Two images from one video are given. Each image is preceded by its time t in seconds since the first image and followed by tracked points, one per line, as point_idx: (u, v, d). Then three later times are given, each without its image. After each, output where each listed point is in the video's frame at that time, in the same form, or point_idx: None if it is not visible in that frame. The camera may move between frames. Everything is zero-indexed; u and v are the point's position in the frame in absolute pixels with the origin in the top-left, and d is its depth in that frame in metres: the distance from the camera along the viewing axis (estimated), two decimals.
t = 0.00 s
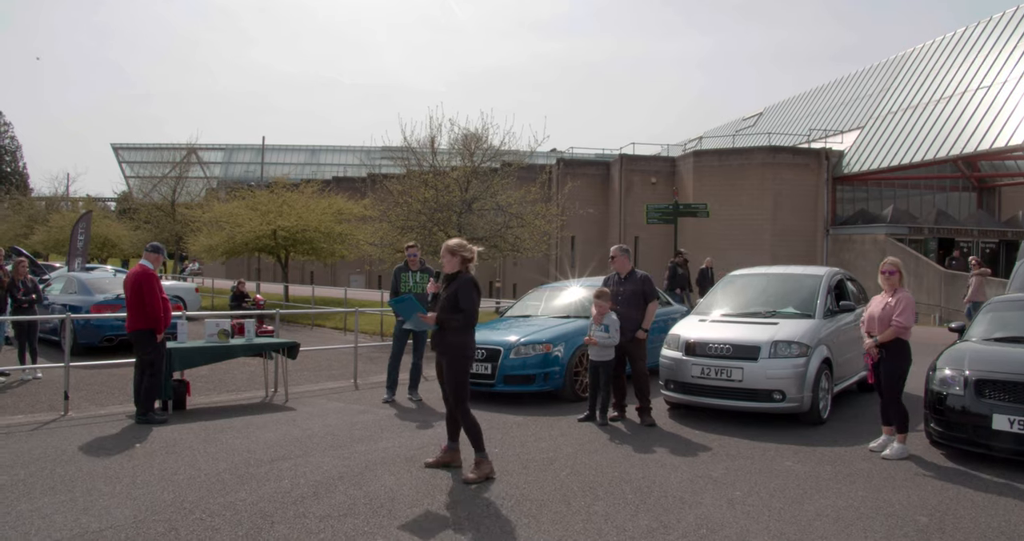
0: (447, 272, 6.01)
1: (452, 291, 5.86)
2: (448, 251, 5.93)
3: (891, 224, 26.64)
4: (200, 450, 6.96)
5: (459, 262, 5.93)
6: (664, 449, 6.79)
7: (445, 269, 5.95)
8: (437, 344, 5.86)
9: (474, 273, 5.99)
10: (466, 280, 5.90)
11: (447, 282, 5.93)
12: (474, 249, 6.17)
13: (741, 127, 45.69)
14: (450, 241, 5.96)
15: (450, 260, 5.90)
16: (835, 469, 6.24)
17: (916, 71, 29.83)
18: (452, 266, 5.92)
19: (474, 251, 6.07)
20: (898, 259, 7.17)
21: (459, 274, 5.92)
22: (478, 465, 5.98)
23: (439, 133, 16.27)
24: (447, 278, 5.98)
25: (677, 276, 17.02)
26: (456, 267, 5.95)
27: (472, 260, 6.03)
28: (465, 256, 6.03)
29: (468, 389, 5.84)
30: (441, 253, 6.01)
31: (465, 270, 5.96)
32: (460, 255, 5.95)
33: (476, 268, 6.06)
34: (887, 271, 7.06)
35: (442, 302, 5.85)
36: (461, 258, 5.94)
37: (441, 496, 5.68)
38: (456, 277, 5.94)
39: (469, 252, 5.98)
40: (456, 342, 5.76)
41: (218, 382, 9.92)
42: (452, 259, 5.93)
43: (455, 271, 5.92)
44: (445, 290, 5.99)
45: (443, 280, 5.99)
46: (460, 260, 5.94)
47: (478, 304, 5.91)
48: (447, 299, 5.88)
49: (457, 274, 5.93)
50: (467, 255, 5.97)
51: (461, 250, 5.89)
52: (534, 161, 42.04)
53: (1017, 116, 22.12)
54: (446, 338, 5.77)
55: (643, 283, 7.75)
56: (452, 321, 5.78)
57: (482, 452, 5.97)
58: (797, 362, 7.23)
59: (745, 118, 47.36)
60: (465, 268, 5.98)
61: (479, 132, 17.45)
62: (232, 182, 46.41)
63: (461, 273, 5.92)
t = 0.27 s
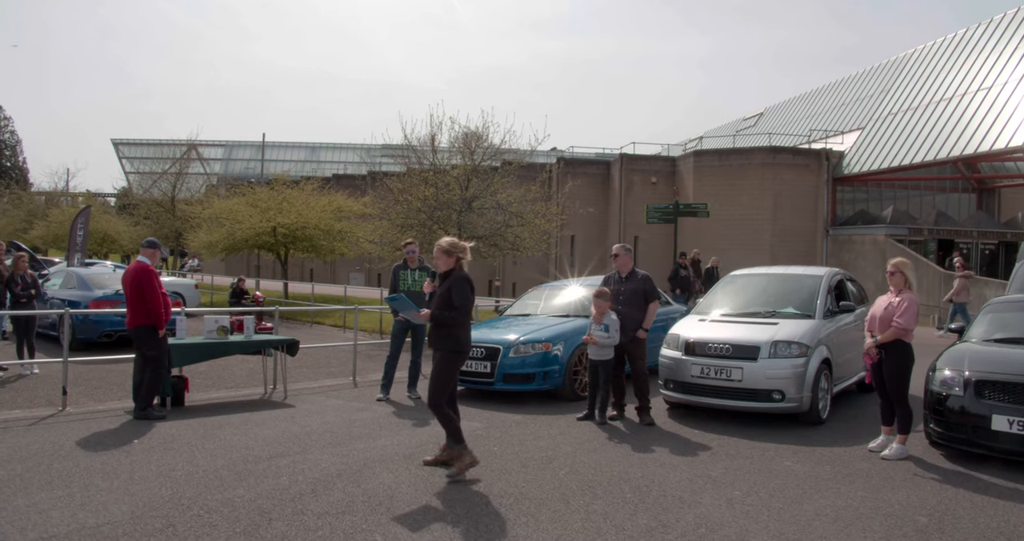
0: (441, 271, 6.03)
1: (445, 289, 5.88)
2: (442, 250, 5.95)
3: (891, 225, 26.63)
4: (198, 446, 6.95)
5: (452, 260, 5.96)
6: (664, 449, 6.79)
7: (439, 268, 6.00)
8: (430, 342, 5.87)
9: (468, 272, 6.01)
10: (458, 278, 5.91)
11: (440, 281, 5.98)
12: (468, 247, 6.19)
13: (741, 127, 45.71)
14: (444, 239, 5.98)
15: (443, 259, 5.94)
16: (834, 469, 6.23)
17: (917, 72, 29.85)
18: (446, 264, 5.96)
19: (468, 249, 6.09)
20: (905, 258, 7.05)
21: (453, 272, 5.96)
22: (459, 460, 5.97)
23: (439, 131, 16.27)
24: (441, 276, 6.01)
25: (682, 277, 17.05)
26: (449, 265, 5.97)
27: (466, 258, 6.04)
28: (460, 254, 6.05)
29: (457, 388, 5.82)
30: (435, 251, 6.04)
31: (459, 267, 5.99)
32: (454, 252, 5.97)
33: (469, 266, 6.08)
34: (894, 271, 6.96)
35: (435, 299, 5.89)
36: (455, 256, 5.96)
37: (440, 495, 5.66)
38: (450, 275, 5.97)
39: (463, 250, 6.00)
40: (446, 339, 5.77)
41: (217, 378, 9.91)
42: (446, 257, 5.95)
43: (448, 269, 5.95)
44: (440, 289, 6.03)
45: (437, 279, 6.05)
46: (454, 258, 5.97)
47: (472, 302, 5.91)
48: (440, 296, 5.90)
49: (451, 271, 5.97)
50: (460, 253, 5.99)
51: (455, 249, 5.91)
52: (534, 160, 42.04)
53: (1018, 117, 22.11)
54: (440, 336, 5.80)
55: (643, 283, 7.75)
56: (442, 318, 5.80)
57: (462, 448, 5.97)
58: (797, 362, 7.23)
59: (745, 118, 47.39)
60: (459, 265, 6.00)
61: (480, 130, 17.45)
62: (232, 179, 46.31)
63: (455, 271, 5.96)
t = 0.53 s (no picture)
0: (438, 269, 6.02)
1: (442, 287, 5.88)
2: (439, 248, 5.94)
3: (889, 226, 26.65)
4: (196, 443, 6.94)
5: (449, 258, 5.96)
6: (662, 448, 6.79)
7: (435, 266, 6.00)
8: (428, 341, 5.86)
9: (465, 269, 6.02)
10: (455, 276, 5.91)
11: (436, 278, 5.98)
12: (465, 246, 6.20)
13: (740, 127, 45.74)
14: (441, 237, 5.97)
15: (440, 257, 5.93)
16: (831, 470, 6.24)
17: (916, 72, 29.87)
18: (443, 261, 5.95)
19: (464, 248, 6.08)
20: (908, 259, 7.05)
21: (449, 270, 5.95)
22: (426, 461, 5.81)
23: (438, 129, 16.26)
24: (437, 274, 5.99)
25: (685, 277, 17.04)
26: (446, 263, 5.97)
27: (463, 256, 6.05)
28: (457, 251, 6.04)
29: (456, 386, 5.83)
30: (431, 249, 6.01)
31: (456, 266, 5.98)
32: (452, 250, 5.97)
33: (466, 264, 6.09)
34: (897, 274, 6.95)
35: (433, 297, 5.88)
36: (452, 254, 5.96)
37: (436, 493, 5.65)
38: (447, 273, 5.96)
39: (461, 248, 6.01)
40: (443, 336, 5.76)
41: (215, 376, 9.91)
42: (442, 255, 5.94)
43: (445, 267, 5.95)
44: (436, 287, 6.02)
45: (433, 277, 6.05)
46: (451, 257, 5.96)
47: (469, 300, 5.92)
48: (437, 295, 5.90)
49: (448, 269, 5.96)
50: (458, 250, 5.99)
51: (452, 247, 5.91)
52: (533, 158, 42.02)
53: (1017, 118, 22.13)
54: (438, 333, 5.79)
55: (642, 282, 7.77)
56: (440, 316, 5.79)
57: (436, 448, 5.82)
58: (795, 362, 7.24)
59: (745, 118, 47.44)
60: (456, 264, 6.00)
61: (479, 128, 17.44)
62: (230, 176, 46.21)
63: (452, 268, 5.96)
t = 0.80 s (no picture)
0: (436, 269, 6.01)
1: (441, 287, 5.88)
2: (436, 248, 5.93)
3: (888, 225, 26.66)
4: (195, 442, 6.94)
5: (447, 257, 5.95)
6: (662, 447, 6.79)
7: (433, 266, 6.01)
8: (428, 341, 5.86)
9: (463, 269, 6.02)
10: (453, 276, 5.90)
11: (435, 278, 5.98)
12: (463, 245, 6.20)
13: (740, 126, 45.77)
14: (438, 237, 5.96)
15: (438, 257, 5.92)
16: (831, 469, 6.24)
17: (916, 72, 29.87)
18: (441, 261, 5.94)
19: (462, 247, 6.07)
20: (907, 260, 7.05)
21: (447, 270, 5.94)
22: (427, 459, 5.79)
23: (438, 127, 16.26)
24: (435, 274, 5.99)
25: (691, 277, 17.01)
26: (444, 263, 5.96)
27: (461, 255, 6.05)
28: (454, 251, 6.03)
29: (457, 385, 5.84)
30: (428, 250, 6.01)
31: (454, 265, 5.98)
32: (449, 250, 5.96)
33: (464, 264, 6.08)
34: (897, 274, 6.95)
35: (432, 297, 5.88)
36: (449, 254, 5.95)
37: (436, 492, 5.65)
38: (445, 273, 5.95)
39: (458, 248, 6.00)
40: (444, 336, 5.77)
41: (214, 374, 9.90)
42: (440, 255, 5.94)
43: (443, 266, 5.93)
44: (434, 287, 6.02)
45: (432, 277, 6.04)
46: (448, 256, 5.95)
47: (468, 299, 5.92)
48: (436, 295, 5.90)
49: (445, 269, 5.96)
50: (455, 250, 5.97)
51: (449, 246, 5.90)
52: (533, 157, 42.04)
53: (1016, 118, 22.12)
54: (439, 333, 5.79)
55: (641, 281, 7.78)
56: (440, 316, 5.79)
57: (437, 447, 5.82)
58: (794, 361, 7.25)
59: (744, 117, 47.46)
60: (453, 263, 5.99)
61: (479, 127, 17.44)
62: (229, 174, 46.18)
63: (449, 268, 5.96)
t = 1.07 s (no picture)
0: (436, 267, 6.01)
1: (442, 285, 5.88)
2: (436, 246, 5.94)
3: (889, 223, 26.65)
4: (197, 439, 6.95)
5: (447, 255, 5.96)
6: (663, 445, 6.79)
7: (434, 264, 6.01)
8: (429, 338, 5.86)
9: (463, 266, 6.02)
10: (453, 274, 5.90)
11: (435, 276, 5.99)
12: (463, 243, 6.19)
13: (741, 123, 45.75)
14: (438, 235, 5.95)
15: (439, 255, 5.93)
16: (832, 466, 6.24)
17: (918, 70, 29.83)
18: (441, 258, 5.94)
19: (462, 245, 6.07)
20: (908, 257, 7.04)
21: (448, 267, 5.95)
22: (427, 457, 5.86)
23: (439, 125, 16.26)
24: (436, 272, 5.99)
25: (700, 274, 16.93)
26: (444, 261, 5.96)
27: (461, 252, 6.05)
28: (455, 249, 6.03)
29: (459, 383, 5.85)
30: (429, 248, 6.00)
31: (454, 263, 5.98)
32: (449, 248, 5.96)
33: (465, 261, 6.08)
34: (898, 272, 6.94)
35: (432, 295, 5.89)
36: (450, 252, 5.95)
37: (437, 489, 5.66)
38: (445, 271, 5.95)
39: (458, 245, 6.00)
40: (445, 334, 5.77)
41: (216, 372, 9.91)
42: (440, 253, 5.94)
43: (444, 264, 5.94)
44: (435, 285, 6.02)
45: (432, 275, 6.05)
46: (449, 254, 5.96)
47: (469, 296, 5.92)
48: (437, 293, 5.90)
49: (446, 266, 5.96)
50: (455, 248, 5.97)
51: (450, 244, 5.90)
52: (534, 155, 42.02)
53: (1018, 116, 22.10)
54: (440, 330, 5.80)
55: (643, 278, 7.79)
56: (441, 314, 5.78)
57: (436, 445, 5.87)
58: (795, 358, 7.26)
59: (745, 115, 47.43)
60: (453, 261, 5.99)
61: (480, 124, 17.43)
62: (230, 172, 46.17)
63: (450, 266, 5.96)
